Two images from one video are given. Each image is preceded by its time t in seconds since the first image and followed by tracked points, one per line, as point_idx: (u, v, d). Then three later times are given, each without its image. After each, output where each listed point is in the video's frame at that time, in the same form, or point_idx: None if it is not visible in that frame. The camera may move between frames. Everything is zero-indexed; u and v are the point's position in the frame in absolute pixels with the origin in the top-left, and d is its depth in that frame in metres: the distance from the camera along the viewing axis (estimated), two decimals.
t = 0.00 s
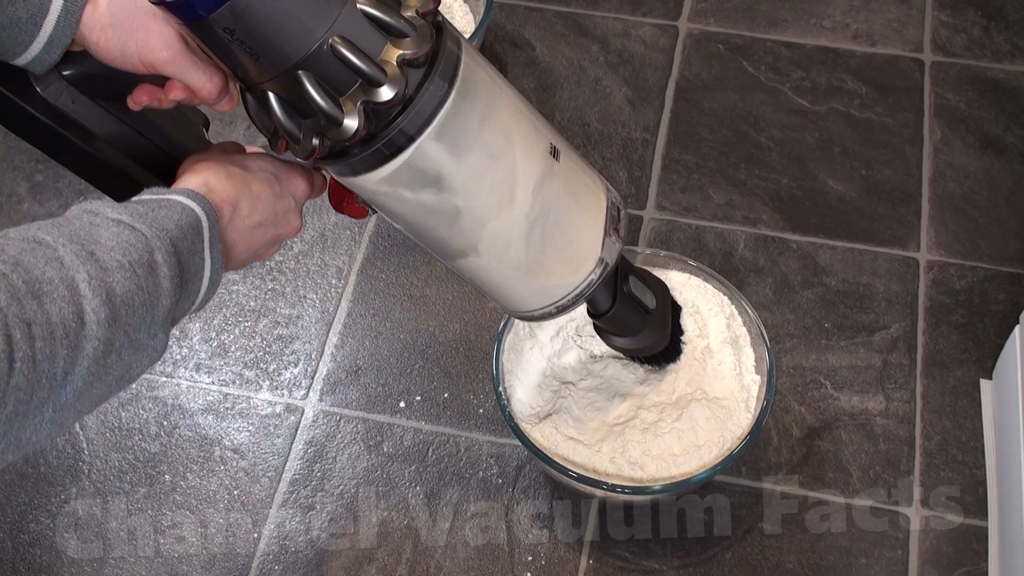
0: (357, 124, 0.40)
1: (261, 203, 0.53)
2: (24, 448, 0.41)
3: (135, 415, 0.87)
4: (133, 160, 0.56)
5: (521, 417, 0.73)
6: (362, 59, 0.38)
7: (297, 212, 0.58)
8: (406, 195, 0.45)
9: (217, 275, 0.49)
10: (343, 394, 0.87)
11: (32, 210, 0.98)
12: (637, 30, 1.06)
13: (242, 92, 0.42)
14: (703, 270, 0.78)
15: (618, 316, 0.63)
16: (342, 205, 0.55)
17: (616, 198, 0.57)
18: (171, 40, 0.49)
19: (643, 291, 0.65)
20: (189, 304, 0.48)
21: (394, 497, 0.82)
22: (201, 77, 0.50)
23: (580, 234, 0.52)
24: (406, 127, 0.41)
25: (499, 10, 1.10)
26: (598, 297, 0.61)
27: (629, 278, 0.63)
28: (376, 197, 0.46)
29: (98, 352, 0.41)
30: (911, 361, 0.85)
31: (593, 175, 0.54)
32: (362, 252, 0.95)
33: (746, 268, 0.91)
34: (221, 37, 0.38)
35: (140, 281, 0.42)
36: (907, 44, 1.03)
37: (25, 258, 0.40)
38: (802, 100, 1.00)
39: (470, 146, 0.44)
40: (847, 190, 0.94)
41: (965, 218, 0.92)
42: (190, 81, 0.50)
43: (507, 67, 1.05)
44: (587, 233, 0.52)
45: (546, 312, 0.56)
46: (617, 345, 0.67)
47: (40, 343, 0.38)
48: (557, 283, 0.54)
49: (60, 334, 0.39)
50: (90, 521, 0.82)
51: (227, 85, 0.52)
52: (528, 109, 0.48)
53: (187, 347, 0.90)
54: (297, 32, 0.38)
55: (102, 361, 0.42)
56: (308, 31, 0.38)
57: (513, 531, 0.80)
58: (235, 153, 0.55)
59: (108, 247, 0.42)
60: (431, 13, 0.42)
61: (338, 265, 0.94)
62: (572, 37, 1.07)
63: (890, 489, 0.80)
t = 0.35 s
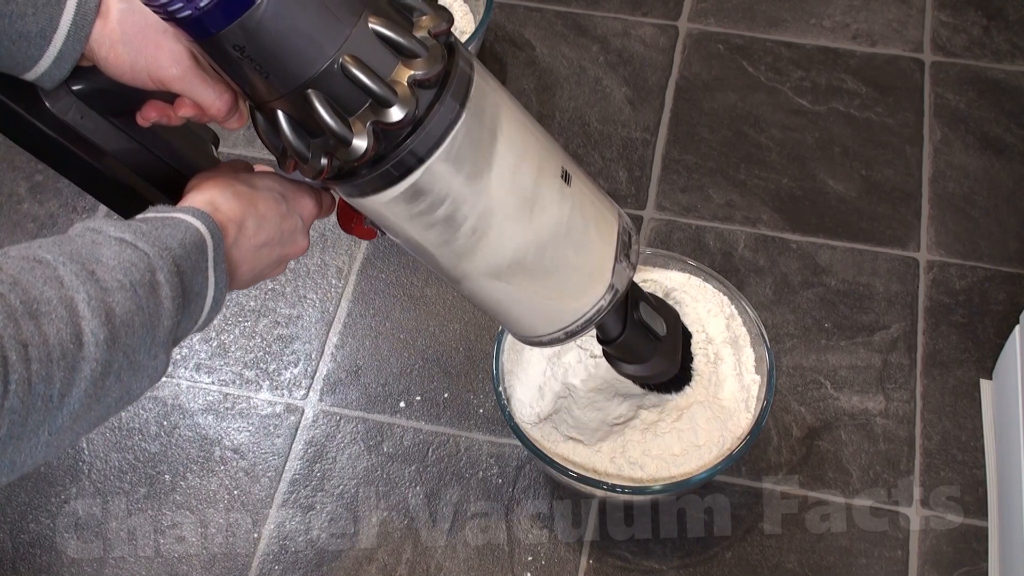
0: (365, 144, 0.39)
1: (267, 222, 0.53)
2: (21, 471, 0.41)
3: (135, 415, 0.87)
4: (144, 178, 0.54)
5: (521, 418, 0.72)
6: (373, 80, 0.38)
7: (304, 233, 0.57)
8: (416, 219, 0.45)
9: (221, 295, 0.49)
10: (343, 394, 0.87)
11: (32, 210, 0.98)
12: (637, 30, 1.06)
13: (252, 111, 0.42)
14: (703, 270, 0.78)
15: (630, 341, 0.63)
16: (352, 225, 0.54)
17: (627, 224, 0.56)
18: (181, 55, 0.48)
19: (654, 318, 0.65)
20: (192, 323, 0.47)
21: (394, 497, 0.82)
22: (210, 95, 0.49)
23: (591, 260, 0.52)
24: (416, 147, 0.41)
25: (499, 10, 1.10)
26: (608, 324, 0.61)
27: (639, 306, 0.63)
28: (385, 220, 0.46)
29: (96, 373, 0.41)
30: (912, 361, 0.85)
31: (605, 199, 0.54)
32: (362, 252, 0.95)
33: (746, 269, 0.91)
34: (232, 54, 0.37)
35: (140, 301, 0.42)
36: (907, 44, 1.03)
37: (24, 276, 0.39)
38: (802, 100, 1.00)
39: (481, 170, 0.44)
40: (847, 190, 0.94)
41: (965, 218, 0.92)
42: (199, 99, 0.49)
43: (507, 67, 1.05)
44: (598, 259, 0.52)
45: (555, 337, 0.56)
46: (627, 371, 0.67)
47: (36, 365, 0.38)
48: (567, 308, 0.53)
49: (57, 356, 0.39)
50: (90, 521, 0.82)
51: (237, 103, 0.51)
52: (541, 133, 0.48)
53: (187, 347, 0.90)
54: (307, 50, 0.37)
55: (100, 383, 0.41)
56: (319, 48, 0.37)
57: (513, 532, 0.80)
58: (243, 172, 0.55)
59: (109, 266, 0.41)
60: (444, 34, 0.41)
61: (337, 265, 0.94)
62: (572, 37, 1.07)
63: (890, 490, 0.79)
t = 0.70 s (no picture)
0: (360, 162, 0.39)
1: (260, 242, 0.52)
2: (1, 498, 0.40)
3: (135, 415, 0.87)
4: (139, 198, 0.54)
5: (521, 418, 0.73)
6: (368, 97, 0.37)
7: (299, 253, 0.57)
8: (414, 241, 0.45)
9: (210, 315, 0.47)
10: (343, 394, 0.87)
11: (32, 210, 0.98)
12: (637, 30, 1.06)
13: (246, 128, 0.42)
14: (702, 269, 0.78)
15: (632, 367, 0.63)
16: (348, 246, 0.54)
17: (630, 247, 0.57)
18: (175, 71, 0.48)
19: (658, 345, 0.65)
20: (182, 344, 0.46)
21: (394, 497, 0.82)
22: (205, 111, 0.48)
23: (591, 286, 0.52)
24: (412, 165, 0.41)
25: (498, 10, 1.10)
26: (610, 350, 0.61)
27: (642, 331, 0.63)
28: (383, 241, 0.46)
29: (79, 398, 0.39)
30: (912, 361, 0.85)
31: (609, 224, 0.54)
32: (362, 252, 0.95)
33: (746, 269, 0.91)
34: (225, 70, 0.37)
35: (126, 323, 0.41)
36: (907, 44, 1.03)
37: (5, 298, 0.38)
38: (802, 100, 1.00)
39: (481, 194, 0.44)
40: (846, 190, 0.94)
41: (965, 218, 0.92)
42: (194, 115, 0.49)
43: (507, 67, 1.05)
44: (599, 285, 0.52)
45: (554, 362, 0.56)
46: (629, 398, 0.68)
47: (15, 391, 0.37)
48: (566, 335, 0.53)
49: (37, 381, 0.38)
50: (90, 521, 0.82)
51: (233, 121, 0.50)
52: (544, 156, 0.48)
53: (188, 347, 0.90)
54: (302, 66, 0.37)
55: (84, 408, 0.40)
56: (313, 64, 0.37)
57: (513, 532, 0.80)
58: (238, 191, 0.54)
59: (95, 288, 0.41)
60: (443, 51, 0.41)
61: (338, 265, 0.94)
62: (572, 37, 1.07)
63: (890, 490, 0.79)
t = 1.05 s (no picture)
0: (347, 163, 0.39)
1: (250, 248, 0.52)
2: None
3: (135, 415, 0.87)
4: (134, 208, 0.55)
5: (521, 418, 0.73)
6: (353, 97, 0.37)
7: (291, 257, 0.57)
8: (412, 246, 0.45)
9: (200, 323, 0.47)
10: (344, 394, 0.87)
11: (32, 210, 0.98)
12: (637, 30, 1.06)
13: (232, 131, 0.41)
14: (702, 269, 0.78)
15: (634, 365, 0.64)
16: (342, 248, 0.54)
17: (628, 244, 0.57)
18: (157, 74, 0.47)
19: (660, 342, 0.66)
20: (171, 352, 0.46)
21: (394, 497, 0.82)
22: (190, 115, 0.48)
23: (589, 285, 0.52)
24: (400, 165, 0.40)
25: (498, 10, 1.10)
26: (612, 348, 0.62)
27: (645, 329, 0.64)
28: (378, 245, 0.46)
29: (64, 416, 0.40)
30: (911, 361, 0.85)
31: (603, 216, 0.54)
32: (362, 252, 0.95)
33: (746, 269, 0.91)
34: (206, 73, 0.37)
35: (113, 338, 0.41)
36: (907, 44, 1.03)
37: None
38: (802, 100, 1.00)
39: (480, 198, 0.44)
40: (846, 190, 0.94)
41: (965, 218, 0.92)
42: (178, 119, 0.48)
43: (507, 67, 1.05)
44: (597, 282, 0.53)
45: (553, 361, 0.57)
46: (634, 396, 0.69)
47: None
48: (565, 333, 0.54)
49: (21, 403, 0.38)
50: (91, 521, 0.82)
51: (218, 124, 0.50)
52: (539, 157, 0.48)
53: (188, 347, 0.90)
54: (286, 67, 0.37)
55: (70, 425, 0.40)
56: (297, 64, 0.37)
57: (513, 532, 0.80)
58: (228, 195, 0.54)
59: (80, 302, 0.40)
60: (429, 49, 0.41)
61: (338, 265, 0.94)
62: (572, 36, 1.07)
63: (889, 489, 0.79)
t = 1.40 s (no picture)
0: (372, 166, 0.39)
1: (273, 245, 0.52)
2: (7, 509, 0.39)
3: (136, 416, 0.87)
4: (154, 204, 0.54)
5: (521, 417, 0.73)
6: (380, 100, 0.37)
7: (312, 255, 0.57)
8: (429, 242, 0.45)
9: (221, 322, 0.48)
10: (343, 394, 0.87)
11: (32, 210, 0.98)
12: (637, 30, 1.06)
13: (258, 132, 0.42)
14: (703, 269, 0.78)
15: (650, 366, 0.64)
16: (363, 248, 0.54)
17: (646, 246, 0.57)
18: (185, 76, 0.47)
19: (677, 342, 0.65)
20: (193, 348, 0.46)
21: (394, 497, 0.82)
22: (217, 116, 0.48)
23: (610, 285, 0.51)
24: (425, 168, 0.41)
25: (498, 10, 1.10)
26: (628, 348, 0.62)
27: (660, 330, 0.64)
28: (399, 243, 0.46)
29: (88, 407, 0.39)
30: (912, 361, 0.85)
31: (624, 219, 0.54)
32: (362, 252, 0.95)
33: (746, 269, 0.91)
34: (235, 74, 0.37)
35: (137, 331, 0.41)
36: (907, 44, 1.03)
37: (15, 308, 0.38)
38: (802, 100, 1.00)
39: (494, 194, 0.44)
40: (847, 190, 0.94)
41: (965, 218, 0.92)
42: (205, 119, 0.48)
43: (507, 67, 1.05)
44: (616, 284, 0.52)
45: (573, 362, 0.56)
46: (649, 397, 0.67)
47: (24, 403, 0.36)
48: (586, 335, 0.53)
49: (46, 393, 0.37)
50: (90, 521, 0.82)
51: (244, 124, 0.50)
52: (557, 155, 0.48)
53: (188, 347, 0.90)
54: (314, 71, 0.37)
55: (93, 417, 0.40)
56: (326, 67, 0.37)
57: (513, 532, 0.80)
58: (251, 194, 0.54)
59: (105, 295, 0.40)
60: (454, 52, 0.41)
61: (337, 265, 0.94)
62: (572, 36, 1.07)
63: (890, 489, 0.79)
